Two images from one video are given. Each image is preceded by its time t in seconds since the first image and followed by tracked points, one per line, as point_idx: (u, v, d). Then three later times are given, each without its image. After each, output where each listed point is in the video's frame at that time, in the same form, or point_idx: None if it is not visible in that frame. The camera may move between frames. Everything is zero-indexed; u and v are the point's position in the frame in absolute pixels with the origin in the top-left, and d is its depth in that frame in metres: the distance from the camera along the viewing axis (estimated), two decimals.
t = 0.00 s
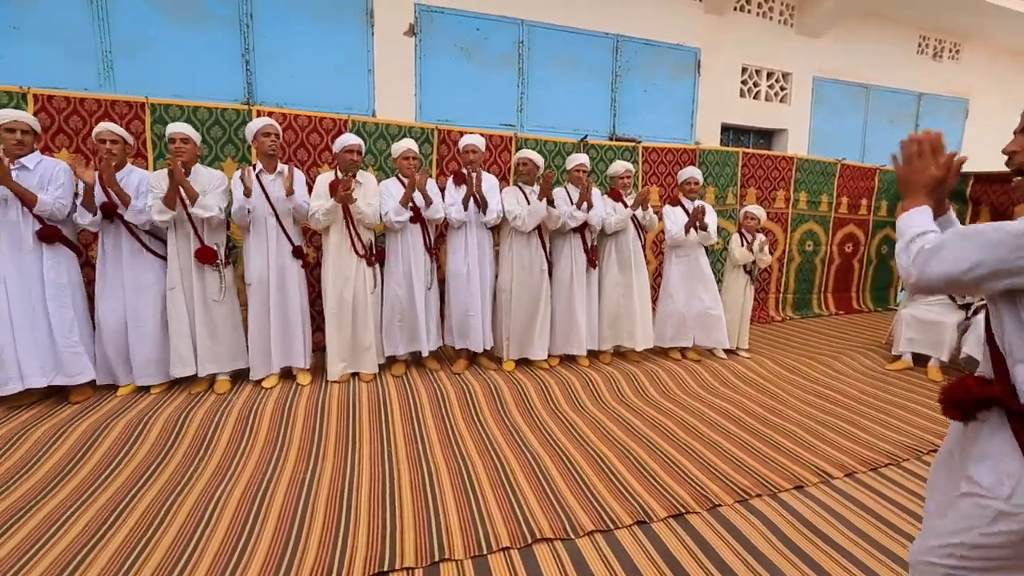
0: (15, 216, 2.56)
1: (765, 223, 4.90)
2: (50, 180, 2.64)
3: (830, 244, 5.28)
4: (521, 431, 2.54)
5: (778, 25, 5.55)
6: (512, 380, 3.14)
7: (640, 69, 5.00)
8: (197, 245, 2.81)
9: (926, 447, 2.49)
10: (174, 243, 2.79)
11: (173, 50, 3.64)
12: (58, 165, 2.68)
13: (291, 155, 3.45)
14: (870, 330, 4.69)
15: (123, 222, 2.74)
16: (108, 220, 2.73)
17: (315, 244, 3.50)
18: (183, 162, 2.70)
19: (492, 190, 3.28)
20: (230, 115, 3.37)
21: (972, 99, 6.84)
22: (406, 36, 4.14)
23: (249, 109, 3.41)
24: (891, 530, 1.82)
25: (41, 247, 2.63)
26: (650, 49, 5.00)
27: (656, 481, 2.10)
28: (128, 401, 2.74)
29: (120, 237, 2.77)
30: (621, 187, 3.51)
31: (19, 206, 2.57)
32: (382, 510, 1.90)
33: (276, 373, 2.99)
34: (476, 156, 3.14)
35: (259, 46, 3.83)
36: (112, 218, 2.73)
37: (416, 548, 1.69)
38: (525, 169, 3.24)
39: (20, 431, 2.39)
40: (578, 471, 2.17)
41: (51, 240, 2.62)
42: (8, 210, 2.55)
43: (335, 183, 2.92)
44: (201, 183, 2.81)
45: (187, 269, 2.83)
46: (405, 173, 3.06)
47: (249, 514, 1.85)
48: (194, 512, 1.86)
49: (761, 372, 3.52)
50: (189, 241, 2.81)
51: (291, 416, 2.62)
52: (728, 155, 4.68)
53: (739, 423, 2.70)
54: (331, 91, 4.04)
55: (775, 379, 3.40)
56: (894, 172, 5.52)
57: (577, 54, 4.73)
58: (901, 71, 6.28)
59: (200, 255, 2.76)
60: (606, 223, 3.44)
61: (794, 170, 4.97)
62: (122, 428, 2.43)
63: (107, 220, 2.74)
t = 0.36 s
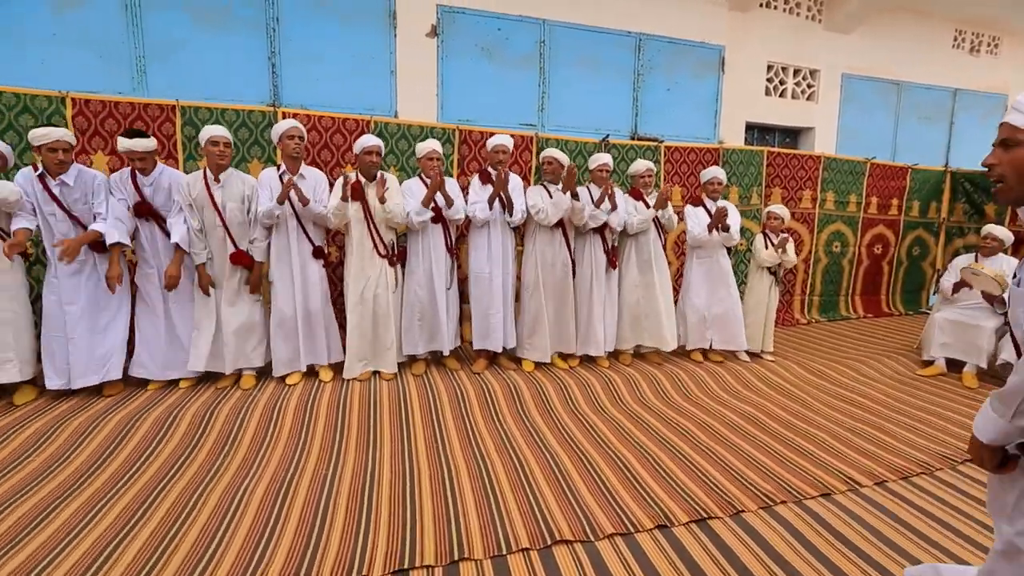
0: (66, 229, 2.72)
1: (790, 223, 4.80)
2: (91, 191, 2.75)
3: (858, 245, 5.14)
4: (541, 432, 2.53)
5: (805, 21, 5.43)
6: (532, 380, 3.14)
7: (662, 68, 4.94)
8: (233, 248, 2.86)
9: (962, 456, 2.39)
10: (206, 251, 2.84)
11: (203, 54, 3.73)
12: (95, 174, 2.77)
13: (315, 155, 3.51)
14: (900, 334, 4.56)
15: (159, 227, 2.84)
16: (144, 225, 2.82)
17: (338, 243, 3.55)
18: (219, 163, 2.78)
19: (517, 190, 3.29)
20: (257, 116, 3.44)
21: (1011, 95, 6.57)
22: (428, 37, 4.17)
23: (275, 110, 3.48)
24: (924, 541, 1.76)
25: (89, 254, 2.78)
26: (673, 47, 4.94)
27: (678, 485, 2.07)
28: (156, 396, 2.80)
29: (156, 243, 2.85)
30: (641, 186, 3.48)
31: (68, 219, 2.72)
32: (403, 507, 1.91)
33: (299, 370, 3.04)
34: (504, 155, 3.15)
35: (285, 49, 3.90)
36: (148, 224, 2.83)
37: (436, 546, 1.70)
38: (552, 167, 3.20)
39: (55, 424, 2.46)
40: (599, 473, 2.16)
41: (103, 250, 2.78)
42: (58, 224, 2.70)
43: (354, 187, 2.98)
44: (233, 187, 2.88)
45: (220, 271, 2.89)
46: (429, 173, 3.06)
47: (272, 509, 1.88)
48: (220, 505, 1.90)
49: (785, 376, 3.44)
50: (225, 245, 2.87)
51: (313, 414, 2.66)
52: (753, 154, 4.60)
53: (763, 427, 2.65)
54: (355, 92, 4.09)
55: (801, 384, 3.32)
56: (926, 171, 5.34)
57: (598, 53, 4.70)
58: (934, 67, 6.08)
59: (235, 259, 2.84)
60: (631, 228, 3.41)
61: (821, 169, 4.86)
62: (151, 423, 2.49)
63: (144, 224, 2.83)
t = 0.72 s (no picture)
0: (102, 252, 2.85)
1: (816, 225, 4.70)
2: (121, 213, 2.84)
3: (886, 248, 5.01)
4: (559, 432, 2.53)
5: (834, 18, 5.31)
6: (550, 380, 3.13)
7: (685, 67, 4.87)
8: (257, 251, 2.93)
9: (995, 467, 2.32)
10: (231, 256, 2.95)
11: (230, 54, 3.80)
12: (122, 196, 2.84)
13: (338, 153, 3.55)
14: (929, 340, 4.42)
15: (182, 239, 2.94)
16: (167, 239, 2.91)
17: (358, 241, 3.58)
18: (242, 168, 2.79)
19: (534, 197, 3.29)
20: (282, 115, 3.49)
21: None
22: (451, 36, 4.18)
23: (299, 109, 3.53)
24: (953, 554, 1.71)
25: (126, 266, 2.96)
26: (697, 45, 4.87)
27: (697, 489, 2.05)
28: (181, 389, 2.86)
29: (179, 251, 2.96)
30: (668, 194, 3.54)
31: (103, 241, 2.84)
32: (421, 504, 1.93)
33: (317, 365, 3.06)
34: (523, 163, 3.15)
35: (310, 49, 3.96)
36: (172, 237, 2.93)
37: (453, 544, 1.71)
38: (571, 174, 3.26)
39: (85, 415, 2.53)
40: (617, 475, 2.15)
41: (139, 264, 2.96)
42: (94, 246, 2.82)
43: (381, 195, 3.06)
44: (254, 191, 2.87)
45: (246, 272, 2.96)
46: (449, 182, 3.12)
47: (293, 503, 1.92)
48: (243, 497, 1.94)
49: (809, 381, 3.37)
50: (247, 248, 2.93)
51: (333, 410, 2.70)
52: (778, 155, 4.51)
53: (785, 433, 2.60)
54: (377, 91, 4.13)
55: (825, 390, 3.25)
56: (960, 173, 5.18)
57: (621, 52, 4.66)
58: (970, 64, 5.88)
59: (263, 259, 2.93)
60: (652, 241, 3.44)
61: (849, 170, 4.74)
62: (177, 416, 2.54)
63: (169, 240, 2.93)
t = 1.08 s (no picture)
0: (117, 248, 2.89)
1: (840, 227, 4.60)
2: (141, 212, 2.90)
3: (914, 252, 4.88)
4: (577, 434, 2.52)
5: (862, 15, 5.19)
6: (568, 381, 3.13)
7: (708, 66, 4.81)
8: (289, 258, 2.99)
9: None
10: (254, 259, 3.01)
11: (256, 57, 3.88)
12: (144, 195, 2.89)
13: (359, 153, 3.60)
14: (959, 347, 4.30)
15: (211, 239, 3.00)
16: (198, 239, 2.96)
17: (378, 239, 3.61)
18: (268, 181, 2.84)
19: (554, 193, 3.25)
20: (305, 116, 3.55)
21: None
22: (472, 37, 4.20)
23: (322, 110, 3.58)
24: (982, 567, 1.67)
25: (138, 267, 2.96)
26: (720, 45, 4.80)
27: (717, 495, 2.03)
28: (205, 385, 2.92)
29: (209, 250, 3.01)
30: (695, 197, 3.53)
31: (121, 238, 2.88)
32: (439, 503, 1.94)
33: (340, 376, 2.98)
34: (540, 159, 3.19)
35: (333, 51, 4.01)
36: (202, 237, 2.98)
37: (471, 544, 1.72)
38: (585, 174, 3.24)
39: (114, 407, 2.61)
40: (635, 479, 2.13)
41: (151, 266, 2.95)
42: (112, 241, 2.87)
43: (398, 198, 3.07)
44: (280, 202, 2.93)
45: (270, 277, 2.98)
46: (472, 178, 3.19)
47: (313, 499, 1.95)
48: (265, 492, 1.98)
49: (832, 387, 3.30)
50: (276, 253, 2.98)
51: (353, 407, 2.73)
52: (802, 156, 4.43)
53: (808, 439, 2.56)
54: (398, 92, 4.17)
55: (849, 396, 3.18)
56: (993, 174, 5.02)
57: (642, 52, 4.63)
58: (1005, 62, 5.69)
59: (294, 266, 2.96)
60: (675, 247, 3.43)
61: (876, 172, 4.63)
62: (201, 411, 2.60)
63: (199, 239, 2.98)
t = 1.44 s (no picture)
0: (145, 246, 2.94)
1: (863, 228, 4.51)
2: (166, 208, 2.95)
3: (940, 254, 4.76)
4: (593, 435, 2.52)
5: (888, 11, 5.07)
6: (584, 381, 3.12)
7: (728, 64, 4.75)
8: (303, 252, 3.03)
9: None
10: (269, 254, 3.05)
11: (277, 57, 3.93)
12: (166, 193, 2.94)
13: (377, 154, 3.63)
14: (986, 352, 4.18)
15: (221, 234, 2.98)
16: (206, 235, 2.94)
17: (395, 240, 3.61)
18: (285, 173, 2.88)
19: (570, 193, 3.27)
20: (325, 117, 3.59)
21: None
22: (490, 37, 4.20)
23: (341, 111, 3.62)
24: None
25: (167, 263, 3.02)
26: (740, 43, 4.74)
27: (735, 499, 2.00)
28: (225, 381, 2.97)
29: (218, 246, 2.99)
30: (712, 195, 3.46)
31: (148, 236, 2.93)
32: (455, 501, 1.96)
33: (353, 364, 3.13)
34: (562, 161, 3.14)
35: (353, 51, 4.05)
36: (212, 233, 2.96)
37: (487, 543, 1.72)
38: (605, 170, 3.21)
39: (137, 403, 2.66)
40: (652, 480, 2.12)
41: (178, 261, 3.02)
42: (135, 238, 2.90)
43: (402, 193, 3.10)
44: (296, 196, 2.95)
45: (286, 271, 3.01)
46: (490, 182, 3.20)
47: (332, 495, 1.97)
48: (284, 487, 2.01)
49: (854, 392, 3.24)
50: (292, 248, 3.02)
51: (370, 405, 2.76)
52: (824, 155, 4.35)
53: (829, 444, 2.51)
54: (416, 93, 4.19)
55: (872, 401, 3.11)
56: None
57: (661, 51, 4.59)
58: None
59: (307, 261, 3.00)
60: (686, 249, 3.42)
61: (900, 172, 4.53)
62: (222, 408, 2.65)
63: (207, 235, 2.95)
